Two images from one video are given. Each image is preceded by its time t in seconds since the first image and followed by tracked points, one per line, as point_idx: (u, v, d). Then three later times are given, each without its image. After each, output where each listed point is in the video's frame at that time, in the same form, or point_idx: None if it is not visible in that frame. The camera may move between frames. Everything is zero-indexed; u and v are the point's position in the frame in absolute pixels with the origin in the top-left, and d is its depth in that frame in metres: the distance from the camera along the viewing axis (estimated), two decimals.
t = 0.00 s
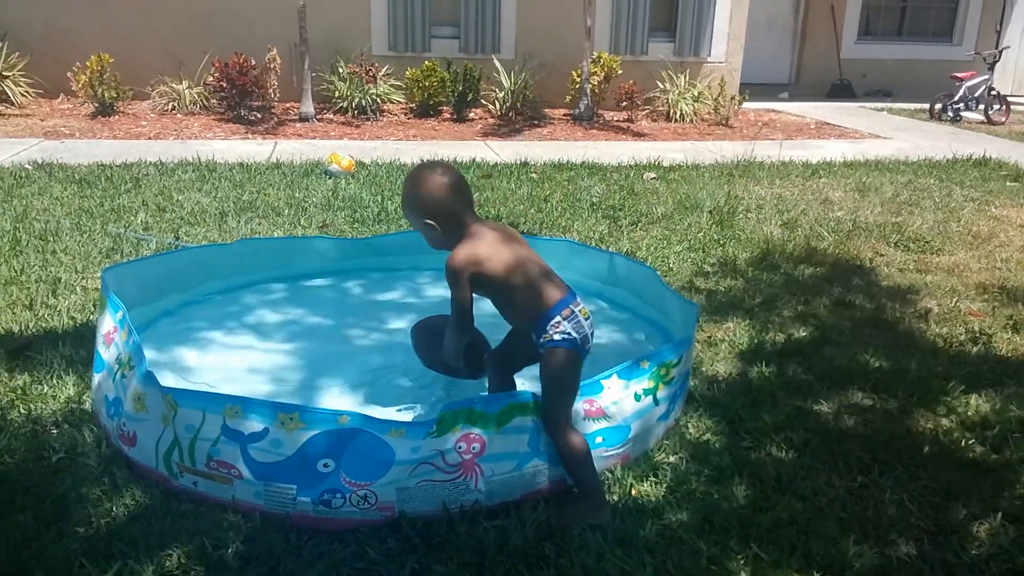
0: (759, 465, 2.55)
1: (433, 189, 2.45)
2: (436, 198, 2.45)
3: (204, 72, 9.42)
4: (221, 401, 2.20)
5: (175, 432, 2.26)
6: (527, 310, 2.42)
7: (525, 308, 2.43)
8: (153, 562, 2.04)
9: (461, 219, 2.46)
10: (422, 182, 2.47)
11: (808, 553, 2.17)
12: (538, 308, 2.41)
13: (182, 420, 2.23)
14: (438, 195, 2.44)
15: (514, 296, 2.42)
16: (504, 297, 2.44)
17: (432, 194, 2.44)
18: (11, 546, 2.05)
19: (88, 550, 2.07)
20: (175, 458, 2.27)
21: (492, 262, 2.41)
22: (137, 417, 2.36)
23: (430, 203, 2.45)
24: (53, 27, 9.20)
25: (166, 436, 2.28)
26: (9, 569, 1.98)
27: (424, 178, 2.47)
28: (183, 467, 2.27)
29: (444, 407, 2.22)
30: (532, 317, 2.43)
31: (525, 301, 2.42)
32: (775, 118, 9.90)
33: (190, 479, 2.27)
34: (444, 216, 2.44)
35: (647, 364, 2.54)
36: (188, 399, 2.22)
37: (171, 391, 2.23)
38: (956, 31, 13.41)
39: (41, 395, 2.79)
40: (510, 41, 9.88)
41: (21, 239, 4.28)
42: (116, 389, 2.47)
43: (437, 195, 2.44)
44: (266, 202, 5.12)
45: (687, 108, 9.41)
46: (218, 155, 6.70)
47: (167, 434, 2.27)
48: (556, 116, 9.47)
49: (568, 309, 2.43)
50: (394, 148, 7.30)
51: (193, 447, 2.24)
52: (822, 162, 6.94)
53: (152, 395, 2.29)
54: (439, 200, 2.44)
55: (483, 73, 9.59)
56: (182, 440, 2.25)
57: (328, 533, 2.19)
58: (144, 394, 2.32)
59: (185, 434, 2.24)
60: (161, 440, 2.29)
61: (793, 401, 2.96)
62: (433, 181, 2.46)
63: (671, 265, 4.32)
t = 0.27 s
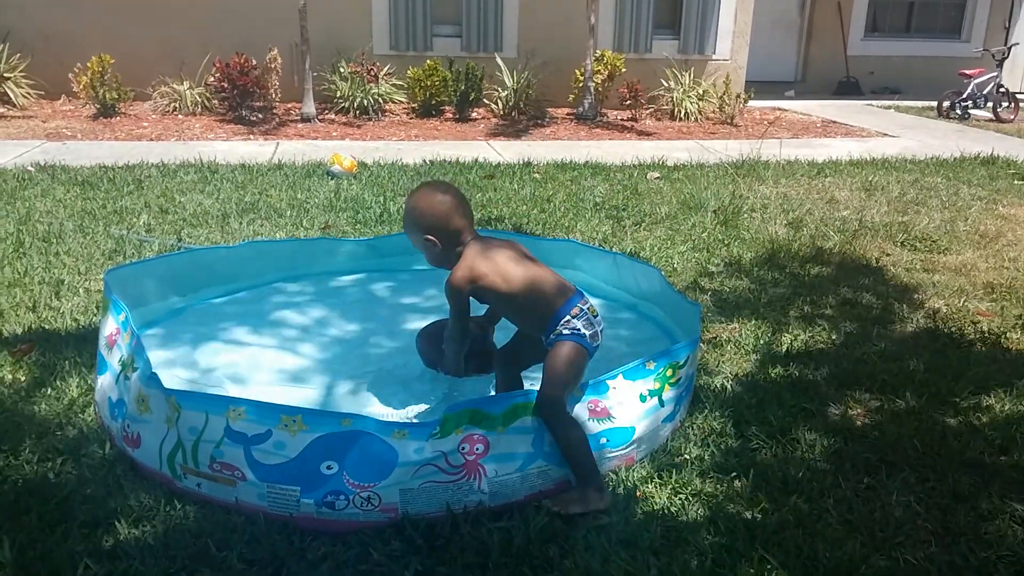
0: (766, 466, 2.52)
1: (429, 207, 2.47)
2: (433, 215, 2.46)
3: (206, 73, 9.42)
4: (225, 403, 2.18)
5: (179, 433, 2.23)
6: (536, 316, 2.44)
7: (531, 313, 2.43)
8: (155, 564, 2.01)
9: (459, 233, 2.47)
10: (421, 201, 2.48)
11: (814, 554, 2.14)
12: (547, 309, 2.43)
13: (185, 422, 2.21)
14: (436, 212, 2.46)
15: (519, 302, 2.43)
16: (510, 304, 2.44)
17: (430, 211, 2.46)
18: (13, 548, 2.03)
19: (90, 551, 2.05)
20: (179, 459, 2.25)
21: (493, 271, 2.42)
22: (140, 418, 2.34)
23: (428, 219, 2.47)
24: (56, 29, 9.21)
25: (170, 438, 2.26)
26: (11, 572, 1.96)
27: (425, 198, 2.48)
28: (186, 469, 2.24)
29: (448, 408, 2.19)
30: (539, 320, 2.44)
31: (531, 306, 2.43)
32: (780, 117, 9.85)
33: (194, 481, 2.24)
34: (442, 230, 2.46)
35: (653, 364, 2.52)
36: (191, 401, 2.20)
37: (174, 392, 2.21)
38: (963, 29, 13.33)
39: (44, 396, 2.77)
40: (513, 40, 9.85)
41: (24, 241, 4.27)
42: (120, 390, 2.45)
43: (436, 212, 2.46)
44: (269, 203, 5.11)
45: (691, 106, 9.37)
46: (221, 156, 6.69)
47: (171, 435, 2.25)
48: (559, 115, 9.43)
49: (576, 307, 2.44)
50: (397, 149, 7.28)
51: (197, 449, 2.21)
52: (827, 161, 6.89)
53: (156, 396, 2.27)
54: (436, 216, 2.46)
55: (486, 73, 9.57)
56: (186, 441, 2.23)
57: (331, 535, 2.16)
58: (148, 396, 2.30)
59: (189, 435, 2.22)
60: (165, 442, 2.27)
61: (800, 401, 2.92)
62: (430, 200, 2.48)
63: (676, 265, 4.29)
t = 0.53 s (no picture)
0: (769, 467, 2.51)
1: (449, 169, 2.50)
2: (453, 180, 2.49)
3: (209, 72, 9.41)
4: (228, 403, 2.18)
5: (182, 434, 2.23)
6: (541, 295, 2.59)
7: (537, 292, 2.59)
8: (158, 564, 2.01)
9: (475, 201, 2.52)
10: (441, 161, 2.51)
11: (817, 555, 2.14)
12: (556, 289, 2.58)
13: (188, 422, 2.21)
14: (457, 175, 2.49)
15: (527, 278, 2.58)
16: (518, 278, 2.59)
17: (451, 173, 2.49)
18: (16, 548, 2.03)
19: (93, 551, 2.05)
20: (181, 459, 2.25)
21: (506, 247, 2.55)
22: (143, 418, 2.33)
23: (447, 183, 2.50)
24: (59, 28, 9.22)
25: (172, 438, 2.25)
26: (14, 571, 1.96)
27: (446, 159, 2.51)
28: (189, 469, 2.24)
29: (449, 408, 2.19)
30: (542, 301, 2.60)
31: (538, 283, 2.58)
32: (783, 118, 9.84)
33: (196, 481, 2.24)
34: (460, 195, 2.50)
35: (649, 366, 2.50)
36: (194, 401, 2.20)
37: (177, 392, 2.21)
38: (966, 29, 13.32)
39: (47, 396, 2.77)
40: (517, 40, 9.84)
41: (27, 240, 4.27)
42: (123, 389, 2.45)
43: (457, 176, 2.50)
44: (272, 202, 5.11)
45: (694, 107, 9.36)
46: (224, 156, 6.69)
47: (173, 435, 2.25)
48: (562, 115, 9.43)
49: (582, 287, 2.59)
50: (400, 148, 7.28)
51: (199, 449, 2.21)
52: (830, 162, 6.89)
53: (159, 396, 2.27)
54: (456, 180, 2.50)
55: (490, 73, 9.56)
56: (188, 441, 2.23)
57: (333, 535, 2.16)
58: (150, 396, 2.30)
59: (191, 436, 2.22)
60: (167, 442, 2.27)
61: (803, 401, 2.92)
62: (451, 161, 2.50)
63: (679, 266, 4.29)
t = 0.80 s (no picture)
0: (771, 467, 2.51)
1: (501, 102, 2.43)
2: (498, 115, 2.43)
3: (210, 73, 9.42)
4: (230, 404, 2.19)
5: (183, 435, 2.24)
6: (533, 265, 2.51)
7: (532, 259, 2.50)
8: (160, 565, 2.01)
9: (518, 144, 2.46)
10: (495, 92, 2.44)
11: (819, 555, 2.14)
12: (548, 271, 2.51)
13: (190, 423, 2.22)
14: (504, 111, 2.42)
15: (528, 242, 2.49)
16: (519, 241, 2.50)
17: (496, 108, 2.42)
18: (18, 549, 2.04)
19: (94, 552, 2.05)
20: (182, 460, 2.25)
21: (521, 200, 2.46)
22: (144, 419, 2.34)
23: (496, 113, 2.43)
24: (61, 30, 9.23)
25: (174, 439, 2.26)
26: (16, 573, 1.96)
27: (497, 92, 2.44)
28: (190, 471, 2.24)
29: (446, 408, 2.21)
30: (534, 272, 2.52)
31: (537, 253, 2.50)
32: (784, 117, 9.83)
33: (197, 482, 2.24)
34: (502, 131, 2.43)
35: (628, 373, 2.48)
36: (196, 402, 2.21)
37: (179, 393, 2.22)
38: (968, 28, 13.31)
39: (48, 397, 2.77)
40: (517, 40, 9.84)
41: (28, 241, 4.28)
42: (125, 390, 2.45)
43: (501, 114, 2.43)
44: (273, 203, 5.11)
45: (695, 107, 9.36)
46: (225, 157, 6.70)
47: (175, 436, 2.26)
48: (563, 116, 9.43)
49: (575, 275, 2.53)
50: (401, 149, 7.28)
51: (200, 450, 2.22)
52: (832, 161, 6.88)
53: (160, 397, 2.28)
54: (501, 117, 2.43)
55: (491, 73, 9.56)
56: (190, 443, 2.23)
57: (336, 536, 2.16)
58: (152, 396, 2.30)
59: (192, 437, 2.22)
60: (169, 443, 2.27)
61: (805, 401, 2.92)
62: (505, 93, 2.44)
63: (680, 265, 4.29)
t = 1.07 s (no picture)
0: (771, 467, 2.51)
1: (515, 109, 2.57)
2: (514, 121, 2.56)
3: (211, 73, 9.42)
4: (229, 404, 2.20)
5: (183, 435, 2.24)
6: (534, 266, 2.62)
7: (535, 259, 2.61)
8: (161, 565, 2.01)
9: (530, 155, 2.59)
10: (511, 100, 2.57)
11: (820, 554, 2.13)
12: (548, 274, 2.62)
13: (189, 423, 2.22)
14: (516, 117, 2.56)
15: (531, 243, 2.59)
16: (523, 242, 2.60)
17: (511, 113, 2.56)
18: (19, 548, 2.04)
19: (95, 551, 2.05)
20: (183, 461, 2.25)
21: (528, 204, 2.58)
22: (145, 420, 2.34)
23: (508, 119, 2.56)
24: (61, 29, 9.23)
25: (174, 439, 2.26)
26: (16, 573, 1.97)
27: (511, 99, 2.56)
28: (190, 471, 2.24)
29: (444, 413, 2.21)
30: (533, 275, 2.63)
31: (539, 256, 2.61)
32: (785, 117, 9.83)
33: (197, 483, 2.24)
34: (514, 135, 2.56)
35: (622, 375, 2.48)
36: (196, 403, 2.21)
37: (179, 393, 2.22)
38: (969, 27, 13.30)
39: (49, 397, 2.77)
40: (517, 39, 9.83)
41: (29, 242, 4.28)
42: (125, 391, 2.45)
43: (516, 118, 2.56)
44: (273, 203, 5.11)
45: (696, 106, 9.36)
46: (225, 157, 6.70)
47: (174, 437, 2.26)
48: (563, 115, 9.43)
49: (579, 280, 2.67)
50: (401, 149, 7.28)
51: (200, 451, 2.22)
52: (833, 161, 6.87)
53: (161, 397, 2.28)
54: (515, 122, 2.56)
55: (491, 72, 9.56)
56: (189, 443, 2.23)
57: (336, 535, 2.16)
58: (153, 396, 2.30)
59: (192, 437, 2.22)
60: (169, 443, 2.27)
61: (805, 401, 2.92)
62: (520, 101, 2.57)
63: (681, 265, 4.29)
